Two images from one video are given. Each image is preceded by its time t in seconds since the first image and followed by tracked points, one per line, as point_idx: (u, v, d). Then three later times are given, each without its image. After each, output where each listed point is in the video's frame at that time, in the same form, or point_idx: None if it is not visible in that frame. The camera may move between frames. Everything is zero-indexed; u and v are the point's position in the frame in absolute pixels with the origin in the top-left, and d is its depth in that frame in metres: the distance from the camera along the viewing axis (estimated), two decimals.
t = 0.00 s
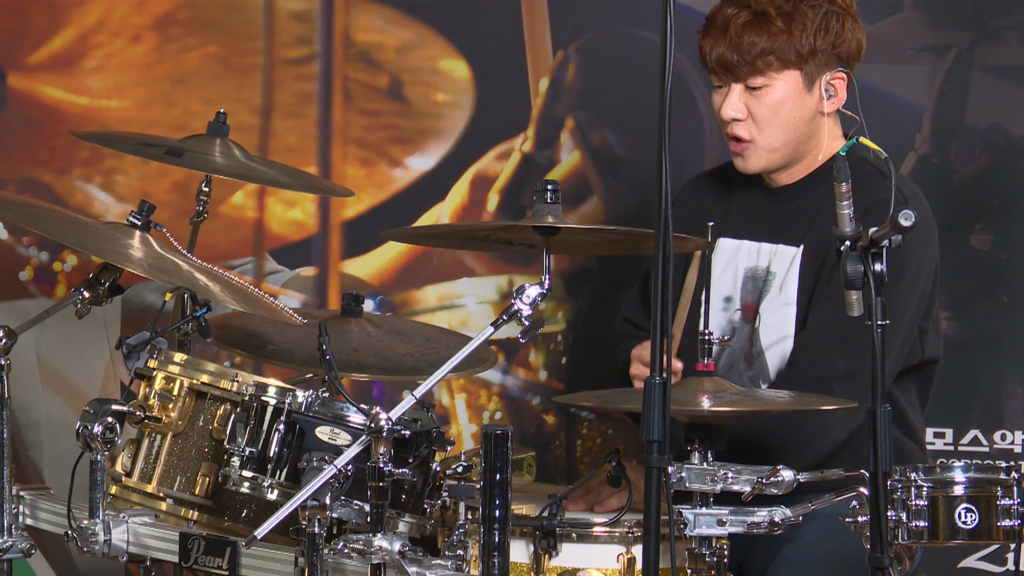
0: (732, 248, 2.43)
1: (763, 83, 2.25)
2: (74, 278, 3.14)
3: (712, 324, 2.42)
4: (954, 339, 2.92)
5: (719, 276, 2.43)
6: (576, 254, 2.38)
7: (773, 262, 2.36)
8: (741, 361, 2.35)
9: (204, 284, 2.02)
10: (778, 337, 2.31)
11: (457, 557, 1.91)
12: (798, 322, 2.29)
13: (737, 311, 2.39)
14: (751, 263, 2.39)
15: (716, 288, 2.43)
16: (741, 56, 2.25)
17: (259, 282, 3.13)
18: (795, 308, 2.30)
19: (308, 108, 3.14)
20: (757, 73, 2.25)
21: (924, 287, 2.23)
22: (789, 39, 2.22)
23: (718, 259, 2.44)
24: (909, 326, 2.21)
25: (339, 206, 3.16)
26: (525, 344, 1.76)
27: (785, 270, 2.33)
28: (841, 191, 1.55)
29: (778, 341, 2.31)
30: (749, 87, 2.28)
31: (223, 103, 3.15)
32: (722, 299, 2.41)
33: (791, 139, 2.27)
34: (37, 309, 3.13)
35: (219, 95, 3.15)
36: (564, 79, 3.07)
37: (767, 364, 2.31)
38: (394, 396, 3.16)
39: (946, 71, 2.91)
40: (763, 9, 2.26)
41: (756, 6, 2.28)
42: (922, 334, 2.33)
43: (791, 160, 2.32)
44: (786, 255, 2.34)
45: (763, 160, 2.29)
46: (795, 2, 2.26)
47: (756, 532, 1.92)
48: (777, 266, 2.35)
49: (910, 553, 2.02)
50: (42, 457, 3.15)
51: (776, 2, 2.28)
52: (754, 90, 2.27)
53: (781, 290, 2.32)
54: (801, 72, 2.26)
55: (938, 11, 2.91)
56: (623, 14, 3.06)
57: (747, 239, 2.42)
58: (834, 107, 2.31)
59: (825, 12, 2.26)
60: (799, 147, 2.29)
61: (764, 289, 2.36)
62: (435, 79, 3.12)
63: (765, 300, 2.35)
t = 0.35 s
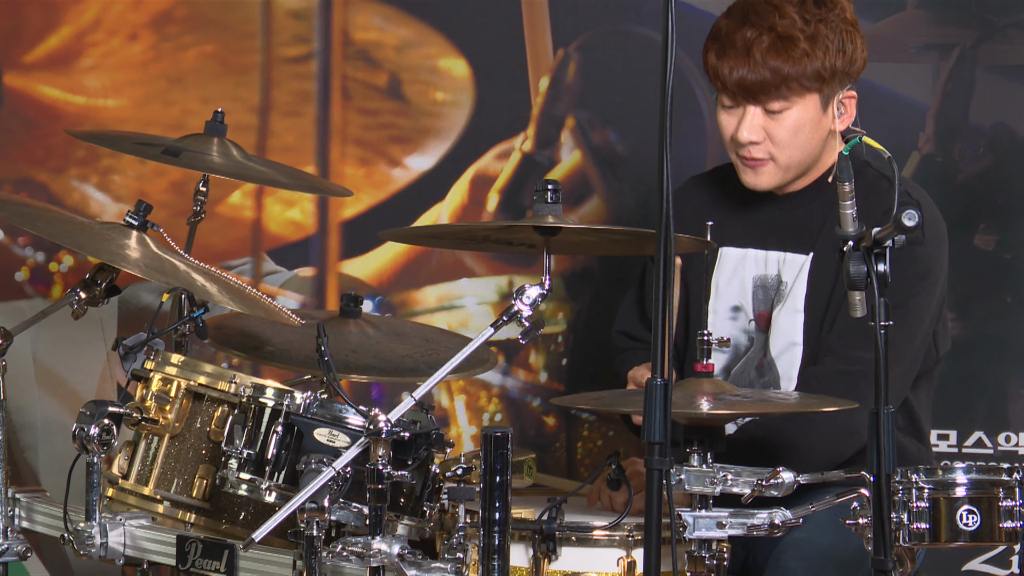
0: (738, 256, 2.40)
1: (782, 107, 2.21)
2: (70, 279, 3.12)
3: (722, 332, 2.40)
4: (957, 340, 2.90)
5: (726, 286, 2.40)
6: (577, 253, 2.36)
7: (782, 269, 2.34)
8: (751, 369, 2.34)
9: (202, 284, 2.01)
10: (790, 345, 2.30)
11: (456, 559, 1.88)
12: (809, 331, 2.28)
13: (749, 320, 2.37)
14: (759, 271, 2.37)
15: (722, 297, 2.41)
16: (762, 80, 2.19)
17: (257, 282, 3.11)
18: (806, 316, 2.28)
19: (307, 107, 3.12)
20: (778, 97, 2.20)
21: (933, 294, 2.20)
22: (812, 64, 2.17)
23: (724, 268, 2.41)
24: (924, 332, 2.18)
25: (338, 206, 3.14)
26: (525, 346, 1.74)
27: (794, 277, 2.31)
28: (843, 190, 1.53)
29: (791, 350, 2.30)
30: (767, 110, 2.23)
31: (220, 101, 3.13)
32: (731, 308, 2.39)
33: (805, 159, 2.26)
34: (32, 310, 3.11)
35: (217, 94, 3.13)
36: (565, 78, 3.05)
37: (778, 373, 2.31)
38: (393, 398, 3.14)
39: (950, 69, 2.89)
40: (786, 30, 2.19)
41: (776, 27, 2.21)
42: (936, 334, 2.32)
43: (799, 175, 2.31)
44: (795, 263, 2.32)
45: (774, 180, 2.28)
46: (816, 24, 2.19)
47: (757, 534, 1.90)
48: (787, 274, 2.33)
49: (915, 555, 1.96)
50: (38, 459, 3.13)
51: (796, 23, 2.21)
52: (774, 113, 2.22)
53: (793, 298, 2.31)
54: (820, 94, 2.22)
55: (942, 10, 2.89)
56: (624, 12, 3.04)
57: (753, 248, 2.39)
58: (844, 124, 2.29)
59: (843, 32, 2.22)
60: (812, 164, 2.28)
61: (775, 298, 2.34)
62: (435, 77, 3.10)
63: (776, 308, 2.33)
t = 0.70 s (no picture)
0: (739, 255, 2.38)
1: (765, 114, 2.16)
2: (66, 279, 3.10)
3: (721, 331, 2.39)
4: (962, 341, 2.88)
5: (726, 284, 2.39)
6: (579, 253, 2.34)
7: (780, 269, 2.32)
8: (756, 370, 2.32)
9: (200, 284, 1.99)
10: (792, 348, 2.28)
11: (456, 563, 1.85)
12: (811, 333, 2.26)
13: (748, 318, 2.36)
14: (760, 270, 2.35)
15: (723, 294, 2.40)
16: (743, 87, 2.15)
17: (255, 282, 3.09)
18: (808, 318, 2.26)
19: (305, 105, 3.09)
20: (760, 103, 2.16)
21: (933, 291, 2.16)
22: (793, 70, 2.12)
23: (724, 266, 2.39)
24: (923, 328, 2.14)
25: (336, 205, 3.12)
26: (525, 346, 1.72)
27: (792, 278, 2.29)
28: (846, 190, 1.52)
29: (794, 353, 2.28)
30: (751, 116, 2.18)
31: (218, 100, 3.11)
32: (730, 306, 2.38)
33: (796, 162, 2.21)
34: (27, 310, 3.09)
35: (214, 92, 3.11)
36: (565, 76, 3.03)
37: (783, 374, 2.29)
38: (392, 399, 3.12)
39: (955, 67, 2.87)
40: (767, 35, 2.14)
41: (758, 34, 2.16)
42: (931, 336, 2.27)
43: (794, 178, 2.26)
44: (793, 262, 2.30)
45: (765, 183, 2.24)
46: (798, 29, 2.14)
47: (761, 538, 1.87)
48: (784, 274, 2.31)
49: (917, 558, 1.94)
50: (33, 461, 3.11)
51: (778, 29, 2.15)
52: (757, 119, 2.18)
53: (792, 298, 2.29)
54: (805, 99, 2.16)
55: (946, 7, 2.87)
56: (625, 10, 3.01)
57: (754, 245, 2.37)
58: (837, 126, 2.22)
59: (829, 35, 2.15)
60: (804, 167, 2.23)
61: (773, 297, 2.32)
62: (434, 76, 3.08)
63: (775, 308, 2.31)
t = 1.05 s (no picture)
0: (731, 244, 2.36)
1: (788, 89, 2.15)
2: (62, 279, 3.08)
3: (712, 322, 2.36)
4: (966, 342, 2.86)
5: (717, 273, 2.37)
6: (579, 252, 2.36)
7: (772, 258, 2.30)
8: (741, 360, 2.30)
9: (196, 286, 1.98)
10: (779, 336, 2.26)
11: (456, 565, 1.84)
12: (799, 321, 2.24)
13: (738, 308, 2.33)
14: (751, 259, 2.33)
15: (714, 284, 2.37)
16: (770, 59, 2.13)
17: (252, 282, 3.07)
18: (795, 306, 2.24)
19: (303, 104, 3.07)
20: (785, 77, 2.15)
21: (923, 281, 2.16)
22: (822, 46, 2.12)
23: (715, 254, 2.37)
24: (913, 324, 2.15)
25: (334, 204, 3.10)
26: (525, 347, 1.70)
27: (783, 266, 2.28)
28: (850, 189, 1.49)
29: (781, 341, 2.25)
30: (772, 90, 2.17)
31: (215, 98, 3.09)
32: (721, 295, 2.35)
33: (809, 143, 2.21)
34: (23, 311, 3.07)
35: (212, 90, 3.09)
36: (566, 74, 3.01)
37: (769, 364, 2.26)
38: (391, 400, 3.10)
39: (958, 66, 2.85)
40: (796, 9, 2.13)
41: (787, 6, 2.15)
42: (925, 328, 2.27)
43: (801, 161, 2.27)
44: (784, 250, 2.28)
45: (776, 162, 2.24)
46: (827, 4, 2.14)
47: (762, 540, 1.85)
48: (776, 262, 2.29)
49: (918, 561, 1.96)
50: (29, 463, 3.09)
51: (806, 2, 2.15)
52: (779, 94, 2.17)
53: (782, 287, 2.27)
54: (826, 76, 2.17)
55: (950, 5, 2.85)
56: (626, 7, 2.99)
57: (745, 233, 2.35)
58: (847, 110, 2.25)
59: (853, 15, 2.16)
60: (814, 149, 2.24)
61: (763, 286, 2.30)
62: (433, 74, 3.06)
63: (764, 297, 2.29)
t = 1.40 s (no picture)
0: (741, 254, 2.34)
1: (780, 112, 2.11)
2: (58, 279, 3.06)
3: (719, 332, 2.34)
4: (969, 342, 2.84)
5: (726, 284, 2.34)
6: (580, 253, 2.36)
7: (782, 269, 2.29)
8: (751, 373, 2.28)
9: (194, 285, 1.95)
10: (791, 349, 2.25)
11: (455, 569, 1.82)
12: (812, 334, 2.24)
13: (746, 320, 2.32)
14: (761, 270, 2.31)
15: (721, 294, 2.35)
16: (759, 84, 2.08)
17: (250, 282, 3.05)
18: (808, 321, 2.23)
19: (301, 102, 3.06)
20: (776, 101, 2.10)
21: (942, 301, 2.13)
22: (812, 69, 2.06)
23: (724, 264, 2.35)
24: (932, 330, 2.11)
25: (333, 204, 3.08)
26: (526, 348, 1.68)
27: (795, 278, 2.27)
28: (853, 188, 1.47)
29: (792, 355, 2.24)
30: (765, 113, 2.13)
31: (213, 97, 3.07)
32: (729, 306, 2.33)
33: (808, 162, 2.17)
34: (19, 311, 3.05)
35: (209, 89, 3.07)
36: (566, 73, 2.99)
37: (779, 377, 2.25)
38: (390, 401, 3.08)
39: (962, 64, 2.83)
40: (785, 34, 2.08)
41: (776, 30, 2.09)
42: (936, 345, 2.24)
43: (803, 178, 2.23)
44: (796, 263, 2.27)
45: (775, 181, 2.20)
46: (818, 27, 2.08)
47: (764, 542, 1.82)
48: (787, 274, 2.28)
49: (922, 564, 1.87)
50: (25, 464, 3.07)
51: (796, 25, 2.09)
52: (772, 117, 2.13)
53: (793, 299, 2.25)
54: (821, 98, 2.11)
55: (954, 3, 2.83)
56: (627, 4, 2.97)
57: (755, 245, 2.34)
58: (850, 126, 2.19)
59: (847, 33, 2.10)
60: (815, 166, 2.20)
61: (773, 298, 2.29)
62: (432, 72, 3.04)
63: (775, 309, 2.28)
